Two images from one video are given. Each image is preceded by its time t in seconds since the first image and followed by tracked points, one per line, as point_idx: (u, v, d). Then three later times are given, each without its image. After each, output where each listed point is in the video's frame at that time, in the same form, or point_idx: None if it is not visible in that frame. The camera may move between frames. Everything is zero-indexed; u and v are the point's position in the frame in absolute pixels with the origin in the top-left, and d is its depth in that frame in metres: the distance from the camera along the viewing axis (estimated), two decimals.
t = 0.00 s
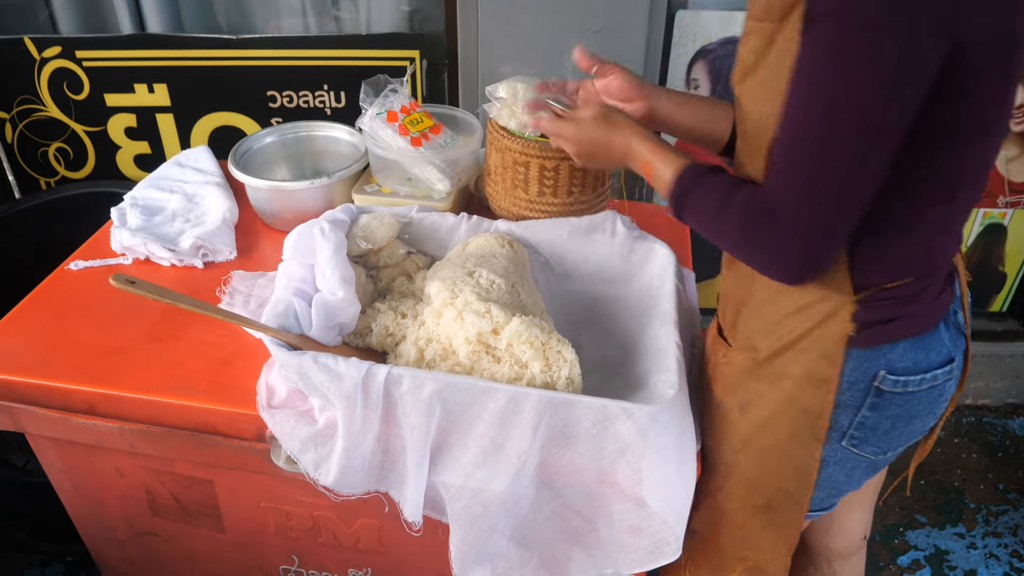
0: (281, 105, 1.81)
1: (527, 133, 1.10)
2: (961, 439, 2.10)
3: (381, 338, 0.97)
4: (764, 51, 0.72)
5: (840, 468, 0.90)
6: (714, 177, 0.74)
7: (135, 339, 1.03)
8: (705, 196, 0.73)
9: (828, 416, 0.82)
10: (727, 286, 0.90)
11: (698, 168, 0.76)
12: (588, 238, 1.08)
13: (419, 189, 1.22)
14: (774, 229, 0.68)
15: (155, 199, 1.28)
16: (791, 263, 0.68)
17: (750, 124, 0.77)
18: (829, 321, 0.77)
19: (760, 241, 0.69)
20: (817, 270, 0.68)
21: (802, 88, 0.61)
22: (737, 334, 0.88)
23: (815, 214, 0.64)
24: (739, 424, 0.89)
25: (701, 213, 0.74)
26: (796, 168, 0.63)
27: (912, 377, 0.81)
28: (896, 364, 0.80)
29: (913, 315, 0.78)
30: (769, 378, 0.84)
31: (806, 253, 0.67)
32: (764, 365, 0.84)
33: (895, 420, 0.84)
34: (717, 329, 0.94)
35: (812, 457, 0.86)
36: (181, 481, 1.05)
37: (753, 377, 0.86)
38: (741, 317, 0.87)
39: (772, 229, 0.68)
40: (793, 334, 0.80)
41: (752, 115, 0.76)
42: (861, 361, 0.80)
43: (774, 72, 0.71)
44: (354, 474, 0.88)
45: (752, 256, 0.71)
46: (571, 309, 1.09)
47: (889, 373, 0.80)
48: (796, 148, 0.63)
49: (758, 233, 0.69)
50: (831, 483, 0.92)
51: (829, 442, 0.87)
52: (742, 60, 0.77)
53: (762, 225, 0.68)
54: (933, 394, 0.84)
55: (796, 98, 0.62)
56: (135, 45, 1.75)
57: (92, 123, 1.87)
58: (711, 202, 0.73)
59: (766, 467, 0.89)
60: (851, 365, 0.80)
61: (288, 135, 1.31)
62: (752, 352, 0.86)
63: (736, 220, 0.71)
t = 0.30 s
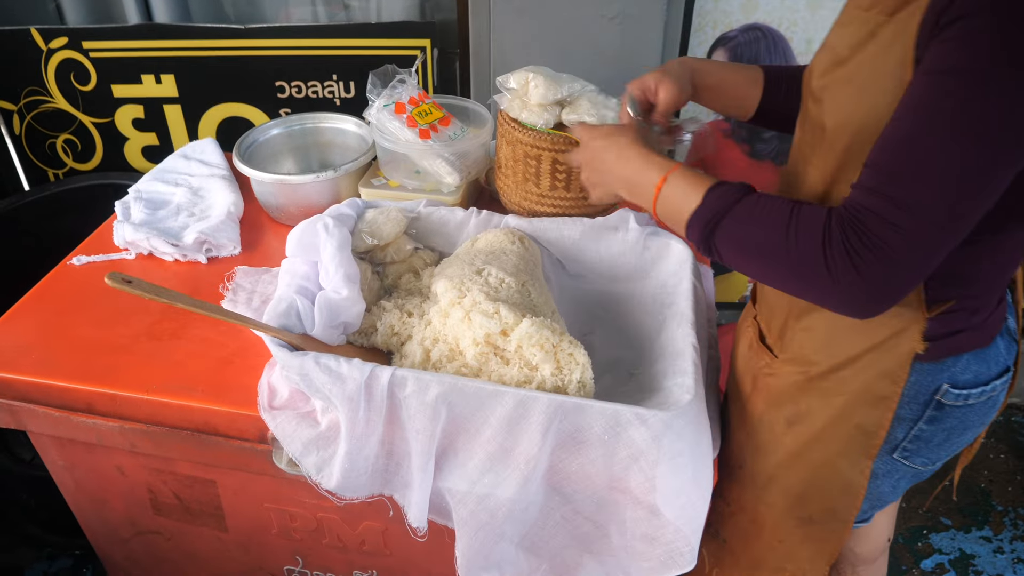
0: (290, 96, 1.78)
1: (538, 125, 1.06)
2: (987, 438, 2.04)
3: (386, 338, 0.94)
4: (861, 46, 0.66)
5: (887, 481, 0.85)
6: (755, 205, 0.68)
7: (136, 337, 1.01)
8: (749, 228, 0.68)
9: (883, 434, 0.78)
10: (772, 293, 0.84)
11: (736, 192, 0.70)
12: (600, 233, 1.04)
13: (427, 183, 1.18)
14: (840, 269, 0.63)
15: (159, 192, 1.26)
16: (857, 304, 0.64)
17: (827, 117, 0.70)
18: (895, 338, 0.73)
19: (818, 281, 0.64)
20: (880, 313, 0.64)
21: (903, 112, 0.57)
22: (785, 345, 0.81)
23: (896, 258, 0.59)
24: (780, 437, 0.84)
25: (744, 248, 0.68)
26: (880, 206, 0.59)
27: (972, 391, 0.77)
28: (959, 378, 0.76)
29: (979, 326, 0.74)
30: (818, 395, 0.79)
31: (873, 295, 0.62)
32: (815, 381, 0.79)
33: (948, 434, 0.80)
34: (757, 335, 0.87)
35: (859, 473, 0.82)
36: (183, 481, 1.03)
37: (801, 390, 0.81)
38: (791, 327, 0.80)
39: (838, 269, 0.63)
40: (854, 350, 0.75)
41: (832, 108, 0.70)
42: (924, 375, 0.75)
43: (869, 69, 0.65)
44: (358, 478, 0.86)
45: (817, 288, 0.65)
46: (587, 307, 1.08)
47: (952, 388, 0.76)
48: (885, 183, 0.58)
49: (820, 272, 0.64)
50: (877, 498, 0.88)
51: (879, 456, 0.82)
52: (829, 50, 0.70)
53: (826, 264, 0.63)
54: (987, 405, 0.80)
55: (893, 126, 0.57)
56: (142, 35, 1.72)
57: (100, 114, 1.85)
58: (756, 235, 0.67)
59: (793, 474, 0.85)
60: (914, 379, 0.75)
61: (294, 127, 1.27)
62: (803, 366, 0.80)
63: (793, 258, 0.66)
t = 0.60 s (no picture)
0: (301, 84, 1.75)
1: (553, 116, 1.02)
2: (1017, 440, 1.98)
3: (392, 336, 0.91)
4: (914, 31, 0.61)
5: (912, 498, 0.82)
6: (806, 213, 0.65)
7: (137, 332, 0.98)
8: (797, 235, 0.64)
9: (911, 448, 0.74)
10: (798, 294, 0.80)
11: (789, 199, 0.66)
12: (616, 230, 1.01)
13: (438, 175, 1.15)
14: (890, 285, 0.59)
15: (166, 183, 1.24)
16: (907, 324, 0.60)
17: (867, 109, 0.66)
18: (930, 348, 0.68)
19: (866, 295, 0.61)
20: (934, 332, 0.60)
21: (961, 113, 0.53)
22: (810, 348, 0.78)
23: (953, 274, 0.55)
24: (800, 443, 0.81)
25: (790, 256, 0.65)
26: (933, 218, 0.55)
27: (1012, 408, 0.73)
28: (995, 393, 0.72)
29: None
30: (845, 403, 0.75)
31: (925, 315, 0.59)
32: (842, 389, 0.75)
33: (982, 450, 0.76)
34: (782, 337, 0.84)
35: (883, 488, 0.78)
36: (185, 478, 1.01)
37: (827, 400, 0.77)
38: (818, 331, 0.76)
39: (888, 284, 0.59)
40: (884, 359, 0.71)
41: (874, 100, 0.65)
42: (957, 390, 0.72)
43: (920, 58, 0.61)
44: (361, 482, 0.83)
45: (869, 301, 0.61)
46: (600, 307, 1.05)
47: (987, 403, 0.72)
48: (940, 193, 0.54)
49: (870, 286, 0.60)
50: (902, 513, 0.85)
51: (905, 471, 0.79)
52: (879, 33, 0.65)
53: (876, 278, 0.60)
54: None
55: (953, 128, 0.54)
56: (151, 22, 1.70)
57: (110, 103, 1.83)
58: (804, 243, 0.64)
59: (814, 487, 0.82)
60: (946, 393, 0.72)
61: (302, 117, 1.24)
62: (830, 372, 0.76)
63: (841, 269, 0.62)
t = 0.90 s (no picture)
0: (311, 70, 1.72)
1: (564, 106, 0.99)
2: None
3: (396, 333, 0.89)
4: (953, 28, 0.57)
5: (937, 519, 0.80)
6: (856, 224, 0.61)
7: (136, 325, 0.96)
8: (846, 247, 0.61)
9: (939, 469, 0.72)
10: (820, 301, 0.76)
11: (838, 207, 0.63)
12: (628, 225, 0.97)
13: (446, 166, 1.12)
14: (944, 304, 0.56)
15: (170, 171, 1.21)
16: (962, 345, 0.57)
17: (900, 108, 0.62)
18: (962, 367, 0.65)
19: (919, 315, 0.58)
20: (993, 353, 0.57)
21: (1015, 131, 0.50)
22: (832, 360, 0.74)
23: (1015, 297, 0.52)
24: (819, 456, 0.78)
25: (839, 270, 0.62)
26: (992, 239, 0.52)
27: None
28: None
29: None
30: (867, 419, 0.72)
31: (983, 336, 0.56)
32: (865, 407, 0.72)
33: (1014, 472, 0.73)
34: (801, 347, 0.80)
35: (907, 510, 0.75)
36: (186, 474, 0.99)
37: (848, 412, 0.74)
38: (840, 342, 0.72)
39: (943, 304, 0.56)
40: (910, 379, 0.67)
41: (909, 99, 0.61)
42: (989, 411, 0.69)
43: (966, 57, 0.57)
44: (360, 484, 0.81)
45: (924, 322, 0.58)
46: (611, 304, 1.02)
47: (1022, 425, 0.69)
48: (997, 213, 0.51)
49: (924, 307, 0.57)
50: (926, 532, 0.82)
51: (931, 493, 0.76)
52: (911, 29, 0.61)
53: (929, 297, 0.57)
54: None
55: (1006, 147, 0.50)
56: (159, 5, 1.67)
57: (118, 87, 1.81)
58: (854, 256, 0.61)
59: (831, 500, 0.79)
60: (978, 414, 0.69)
61: (309, 104, 1.22)
62: (852, 387, 0.72)
63: (892, 285, 0.59)
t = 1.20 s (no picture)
0: (317, 55, 1.69)
1: (572, 95, 0.95)
2: None
3: (394, 330, 0.86)
4: (1000, 32, 0.52)
5: (961, 543, 0.76)
6: (904, 250, 0.56)
7: (131, 317, 0.94)
8: (895, 278, 0.56)
9: (967, 496, 0.68)
10: (841, 313, 0.72)
11: (884, 229, 0.57)
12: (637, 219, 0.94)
13: (450, 156, 1.08)
14: (1005, 345, 0.51)
15: (170, 158, 1.19)
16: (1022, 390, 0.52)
17: (939, 113, 0.57)
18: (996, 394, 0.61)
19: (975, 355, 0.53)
20: None
21: None
22: (854, 379, 0.70)
23: None
24: (835, 469, 0.74)
25: (886, 301, 0.57)
26: None
27: None
28: None
29: None
30: (891, 443, 0.69)
31: None
32: (889, 430, 0.68)
33: None
34: (819, 360, 0.76)
35: (930, 536, 0.72)
36: (182, 469, 0.97)
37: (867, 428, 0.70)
38: (863, 360, 0.69)
39: (1004, 349, 0.51)
40: (938, 403, 0.64)
41: (952, 105, 0.56)
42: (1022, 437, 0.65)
43: (1020, 61, 0.52)
44: (355, 485, 0.78)
45: (979, 362, 0.53)
46: (619, 301, 0.98)
47: None
48: None
49: (980, 347, 0.53)
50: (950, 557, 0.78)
51: (958, 518, 0.73)
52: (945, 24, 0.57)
53: (988, 336, 0.52)
54: None
55: None
56: None
57: (122, 72, 1.79)
58: (902, 286, 0.56)
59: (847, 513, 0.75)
60: (1011, 441, 0.65)
61: (310, 91, 1.18)
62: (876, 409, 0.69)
63: (946, 319, 0.54)
